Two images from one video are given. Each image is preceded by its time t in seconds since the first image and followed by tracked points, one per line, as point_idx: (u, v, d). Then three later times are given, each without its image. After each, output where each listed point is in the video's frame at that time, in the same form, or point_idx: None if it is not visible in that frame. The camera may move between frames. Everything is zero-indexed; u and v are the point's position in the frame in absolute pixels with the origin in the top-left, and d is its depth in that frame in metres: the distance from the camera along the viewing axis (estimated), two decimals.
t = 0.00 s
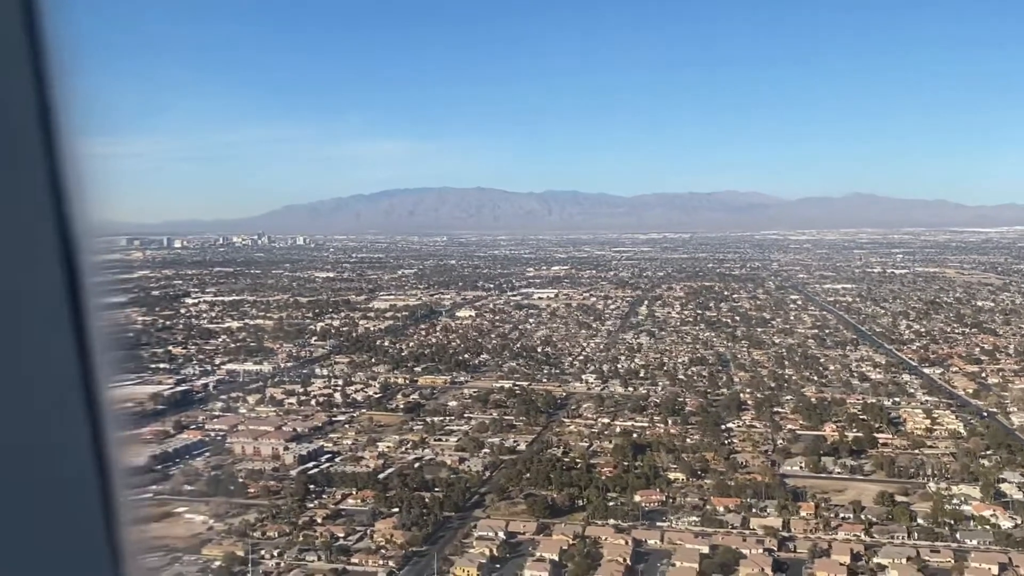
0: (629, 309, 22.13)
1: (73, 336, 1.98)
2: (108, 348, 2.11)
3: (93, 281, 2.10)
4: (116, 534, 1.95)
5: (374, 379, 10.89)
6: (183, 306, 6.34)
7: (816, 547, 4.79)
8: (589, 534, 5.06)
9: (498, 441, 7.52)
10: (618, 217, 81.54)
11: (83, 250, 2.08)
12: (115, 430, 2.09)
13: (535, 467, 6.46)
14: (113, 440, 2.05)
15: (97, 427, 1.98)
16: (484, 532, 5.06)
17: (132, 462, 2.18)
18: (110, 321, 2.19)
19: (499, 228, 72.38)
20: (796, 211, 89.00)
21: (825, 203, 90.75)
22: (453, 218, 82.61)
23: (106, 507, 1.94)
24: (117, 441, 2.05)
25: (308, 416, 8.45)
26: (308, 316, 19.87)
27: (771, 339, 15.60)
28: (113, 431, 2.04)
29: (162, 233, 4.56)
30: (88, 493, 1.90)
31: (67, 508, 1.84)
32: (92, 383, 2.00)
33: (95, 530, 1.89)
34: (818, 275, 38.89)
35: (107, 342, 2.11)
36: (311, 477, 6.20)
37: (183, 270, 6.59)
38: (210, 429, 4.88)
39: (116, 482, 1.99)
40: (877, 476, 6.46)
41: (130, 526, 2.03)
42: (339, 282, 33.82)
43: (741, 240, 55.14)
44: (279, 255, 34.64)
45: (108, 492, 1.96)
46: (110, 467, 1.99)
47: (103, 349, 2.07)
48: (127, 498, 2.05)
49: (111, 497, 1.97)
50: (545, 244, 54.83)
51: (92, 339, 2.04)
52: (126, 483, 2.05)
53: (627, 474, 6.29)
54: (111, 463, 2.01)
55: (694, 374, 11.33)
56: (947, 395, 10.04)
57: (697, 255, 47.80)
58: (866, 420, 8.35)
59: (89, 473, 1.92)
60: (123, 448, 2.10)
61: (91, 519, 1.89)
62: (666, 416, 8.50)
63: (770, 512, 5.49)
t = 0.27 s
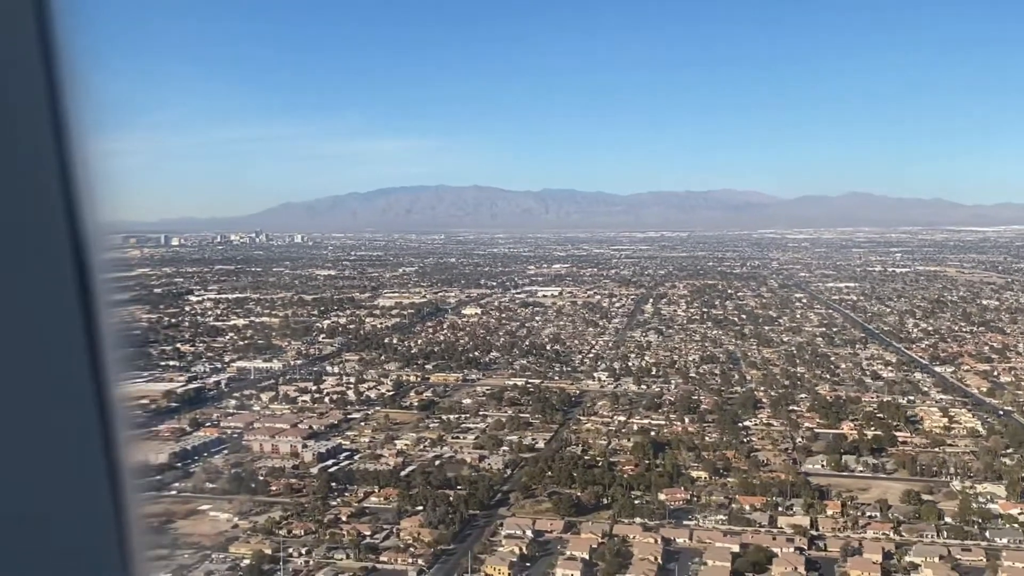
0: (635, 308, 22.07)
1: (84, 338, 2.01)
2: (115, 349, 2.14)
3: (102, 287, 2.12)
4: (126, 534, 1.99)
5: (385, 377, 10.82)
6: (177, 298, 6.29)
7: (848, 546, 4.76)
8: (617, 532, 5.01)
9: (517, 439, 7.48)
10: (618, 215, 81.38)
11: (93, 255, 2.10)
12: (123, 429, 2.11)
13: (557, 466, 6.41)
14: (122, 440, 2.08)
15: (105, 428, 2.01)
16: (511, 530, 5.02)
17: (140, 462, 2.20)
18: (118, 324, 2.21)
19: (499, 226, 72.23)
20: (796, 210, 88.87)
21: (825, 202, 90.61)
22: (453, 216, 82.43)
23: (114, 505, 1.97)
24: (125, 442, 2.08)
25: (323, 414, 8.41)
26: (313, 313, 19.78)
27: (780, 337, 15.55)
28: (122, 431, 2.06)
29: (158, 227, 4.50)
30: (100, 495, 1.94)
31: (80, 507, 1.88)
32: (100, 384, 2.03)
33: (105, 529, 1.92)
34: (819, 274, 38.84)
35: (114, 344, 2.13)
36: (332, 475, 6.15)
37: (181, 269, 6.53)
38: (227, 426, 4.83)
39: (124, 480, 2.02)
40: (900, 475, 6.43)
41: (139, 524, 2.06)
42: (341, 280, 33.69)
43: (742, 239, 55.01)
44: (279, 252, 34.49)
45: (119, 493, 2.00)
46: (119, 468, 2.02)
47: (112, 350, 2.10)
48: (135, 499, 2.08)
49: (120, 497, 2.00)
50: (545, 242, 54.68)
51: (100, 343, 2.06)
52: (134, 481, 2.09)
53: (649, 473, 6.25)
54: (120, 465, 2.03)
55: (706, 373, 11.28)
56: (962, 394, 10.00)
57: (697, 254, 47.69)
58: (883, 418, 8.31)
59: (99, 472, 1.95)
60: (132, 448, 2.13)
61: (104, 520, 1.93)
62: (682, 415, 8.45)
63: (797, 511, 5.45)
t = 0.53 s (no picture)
0: (640, 307, 22.05)
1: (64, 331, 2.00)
2: (97, 344, 2.13)
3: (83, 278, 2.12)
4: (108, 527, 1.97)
5: (397, 377, 10.79)
6: (175, 298, 6.25)
7: (879, 547, 4.73)
8: (646, 532, 4.98)
9: (535, 439, 7.45)
10: (618, 215, 81.33)
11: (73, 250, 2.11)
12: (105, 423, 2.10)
13: (578, 466, 6.38)
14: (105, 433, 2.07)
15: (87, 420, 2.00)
16: (539, 530, 4.98)
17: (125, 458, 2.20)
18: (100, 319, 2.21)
19: (499, 226, 72.18)
20: (795, 210, 88.84)
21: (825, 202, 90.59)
22: (452, 216, 82.36)
23: (96, 499, 1.95)
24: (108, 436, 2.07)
25: (339, 414, 8.38)
26: (318, 313, 19.73)
27: (788, 337, 15.52)
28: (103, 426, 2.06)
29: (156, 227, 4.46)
30: (80, 486, 1.92)
31: (56, 497, 1.85)
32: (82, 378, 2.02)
33: (86, 523, 1.90)
34: (821, 274, 38.80)
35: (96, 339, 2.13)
36: (354, 476, 6.12)
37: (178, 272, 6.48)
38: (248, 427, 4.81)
39: (110, 480, 2.01)
40: (923, 475, 6.41)
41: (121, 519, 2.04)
42: (343, 281, 33.65)
43: (742, 239, 54.98)
44: (281, 252, 34.44)
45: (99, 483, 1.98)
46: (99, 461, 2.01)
47: (92, 347, 2.09)
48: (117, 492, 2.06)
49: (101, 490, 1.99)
50: (545, 242, 54.64)
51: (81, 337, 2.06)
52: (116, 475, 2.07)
53: (672, 472, 6.23)
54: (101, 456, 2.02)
55: (719, 372, 11.25)
56: (976, 394, 9.97)
57: (696, 254, 47.65)
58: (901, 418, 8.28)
59: (80, 466, 1.93)
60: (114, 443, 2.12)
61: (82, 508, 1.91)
62: (698, 415, 8.42)
63: (824, 511, 5.43)
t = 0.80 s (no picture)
0: (647, 308, 22.04)
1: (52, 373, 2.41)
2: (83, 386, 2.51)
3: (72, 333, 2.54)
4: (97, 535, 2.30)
5: (410, 378, 10.77)
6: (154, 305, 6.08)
7: (913, 548, 4.71)
8: (675, 534, 4.96)
9: (555, 439, 7.42)
10: (619, 216, 81.38)
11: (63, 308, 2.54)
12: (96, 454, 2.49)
13: (601, 466, 6.35)
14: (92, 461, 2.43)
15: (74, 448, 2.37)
16: (568, 532, 4.95)
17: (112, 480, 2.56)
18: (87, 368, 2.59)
19: (500, 228, 72.19)
20: (795, 211, 88.91)
21: (826, 203, 90.65)
22: (453, 217, 82.41)
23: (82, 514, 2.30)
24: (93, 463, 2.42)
25: (356, 415, 8.36)
26: (324, 314, 19.71)
27: (797, 338, 15.52)
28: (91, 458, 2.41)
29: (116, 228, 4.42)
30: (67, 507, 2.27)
31: (48, 521, 2.19)
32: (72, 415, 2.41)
33: (74, 532, 2.24)
34: (824, 276, 38.81)
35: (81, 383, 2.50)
36: (377, 476, 6.10)
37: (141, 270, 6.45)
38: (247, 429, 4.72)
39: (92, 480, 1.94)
40: (946, 476, 6.39)
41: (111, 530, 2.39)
42: (346, 282, 33.65)
43: (744, 240, 55.00)
44: (283, 254, 34.42)
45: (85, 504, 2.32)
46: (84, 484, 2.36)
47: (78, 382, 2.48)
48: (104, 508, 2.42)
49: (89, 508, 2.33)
50: (546, 243, 54.65)
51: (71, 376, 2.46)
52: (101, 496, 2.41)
53: (696, 473, 6.20)
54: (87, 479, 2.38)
55: (732, 373, 11.24)
56: (991, 395, 9.96)
57: (697, 255, 47.67)
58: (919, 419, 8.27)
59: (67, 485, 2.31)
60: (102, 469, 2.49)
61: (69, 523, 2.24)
62: (716, 416, 8.40)
63: (852, 512, 5.41)
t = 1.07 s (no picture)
0: (654, 310, 21.99)
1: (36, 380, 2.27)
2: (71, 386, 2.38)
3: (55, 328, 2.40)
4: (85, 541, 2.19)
5: (423, 380, 10.74)
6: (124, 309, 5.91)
7: (947, 551, 4.68)
8: (707, 537, 4.92)
9: (575, 441, 7.39)
10: (621, 218, 81.34)
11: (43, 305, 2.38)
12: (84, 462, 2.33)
13: (625, 469, 6.31)
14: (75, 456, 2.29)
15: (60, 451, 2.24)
16: (599, 535, 4.92)
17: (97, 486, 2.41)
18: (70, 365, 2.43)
19: (502, 230, 72.14)
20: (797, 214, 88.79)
21: (827, 205, 90.58)
22: (454, 220, 82.42)
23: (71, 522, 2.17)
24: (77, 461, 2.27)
25: (373, 417, 8.32)
26: (333, 316, 19.68)
27: (808, 341, 15.48)
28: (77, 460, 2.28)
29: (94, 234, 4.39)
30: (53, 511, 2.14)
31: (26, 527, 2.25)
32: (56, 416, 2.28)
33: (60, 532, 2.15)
34: (828, 279, 38.78)
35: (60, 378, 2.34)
36: (402, 479, 6.07)
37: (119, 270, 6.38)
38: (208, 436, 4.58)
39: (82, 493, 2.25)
40: (972, 478, 6.36)
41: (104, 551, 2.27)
42: (352, 284, 33.64)
43: (747, 242, 54.92)
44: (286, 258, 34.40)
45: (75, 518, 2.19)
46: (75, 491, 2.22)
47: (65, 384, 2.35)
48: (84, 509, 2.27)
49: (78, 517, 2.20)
50: (549, 246, 54.61)
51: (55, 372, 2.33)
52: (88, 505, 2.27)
53: (721, 476, 6.17)
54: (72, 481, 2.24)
55: (746, 376, 11.20)
56: (1008, 398, 9.93)
57: (698, 258, 47.62)
58: (939, 422, 8.24)
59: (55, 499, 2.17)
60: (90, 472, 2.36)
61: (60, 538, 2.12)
62: (736, 419, 8.36)
63: (881, 515, 5.38)
